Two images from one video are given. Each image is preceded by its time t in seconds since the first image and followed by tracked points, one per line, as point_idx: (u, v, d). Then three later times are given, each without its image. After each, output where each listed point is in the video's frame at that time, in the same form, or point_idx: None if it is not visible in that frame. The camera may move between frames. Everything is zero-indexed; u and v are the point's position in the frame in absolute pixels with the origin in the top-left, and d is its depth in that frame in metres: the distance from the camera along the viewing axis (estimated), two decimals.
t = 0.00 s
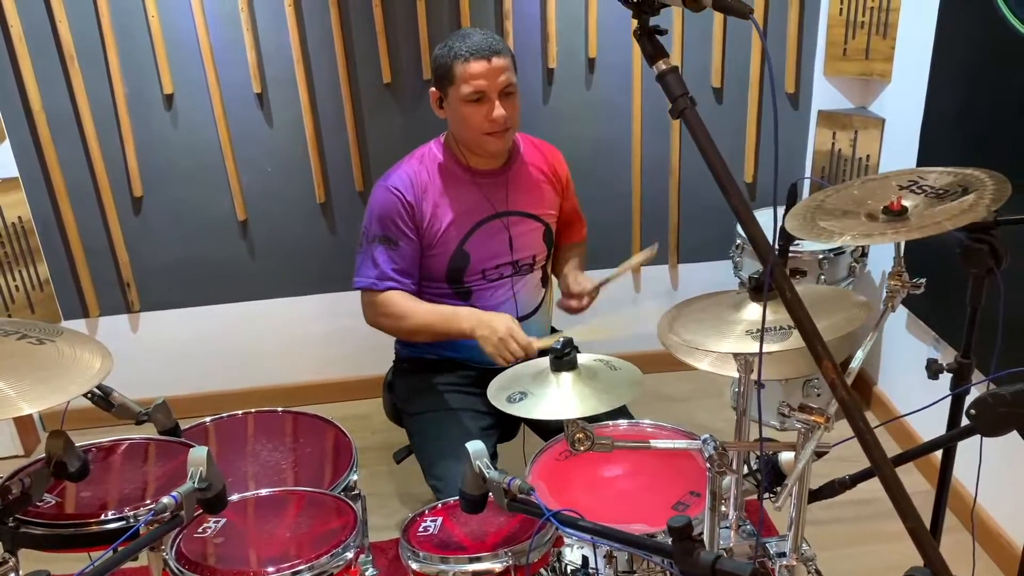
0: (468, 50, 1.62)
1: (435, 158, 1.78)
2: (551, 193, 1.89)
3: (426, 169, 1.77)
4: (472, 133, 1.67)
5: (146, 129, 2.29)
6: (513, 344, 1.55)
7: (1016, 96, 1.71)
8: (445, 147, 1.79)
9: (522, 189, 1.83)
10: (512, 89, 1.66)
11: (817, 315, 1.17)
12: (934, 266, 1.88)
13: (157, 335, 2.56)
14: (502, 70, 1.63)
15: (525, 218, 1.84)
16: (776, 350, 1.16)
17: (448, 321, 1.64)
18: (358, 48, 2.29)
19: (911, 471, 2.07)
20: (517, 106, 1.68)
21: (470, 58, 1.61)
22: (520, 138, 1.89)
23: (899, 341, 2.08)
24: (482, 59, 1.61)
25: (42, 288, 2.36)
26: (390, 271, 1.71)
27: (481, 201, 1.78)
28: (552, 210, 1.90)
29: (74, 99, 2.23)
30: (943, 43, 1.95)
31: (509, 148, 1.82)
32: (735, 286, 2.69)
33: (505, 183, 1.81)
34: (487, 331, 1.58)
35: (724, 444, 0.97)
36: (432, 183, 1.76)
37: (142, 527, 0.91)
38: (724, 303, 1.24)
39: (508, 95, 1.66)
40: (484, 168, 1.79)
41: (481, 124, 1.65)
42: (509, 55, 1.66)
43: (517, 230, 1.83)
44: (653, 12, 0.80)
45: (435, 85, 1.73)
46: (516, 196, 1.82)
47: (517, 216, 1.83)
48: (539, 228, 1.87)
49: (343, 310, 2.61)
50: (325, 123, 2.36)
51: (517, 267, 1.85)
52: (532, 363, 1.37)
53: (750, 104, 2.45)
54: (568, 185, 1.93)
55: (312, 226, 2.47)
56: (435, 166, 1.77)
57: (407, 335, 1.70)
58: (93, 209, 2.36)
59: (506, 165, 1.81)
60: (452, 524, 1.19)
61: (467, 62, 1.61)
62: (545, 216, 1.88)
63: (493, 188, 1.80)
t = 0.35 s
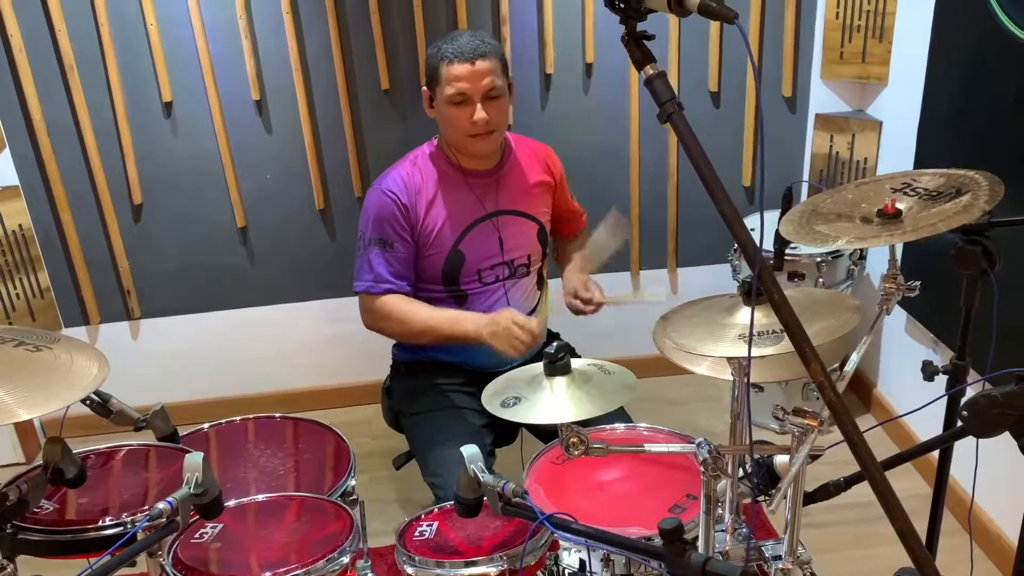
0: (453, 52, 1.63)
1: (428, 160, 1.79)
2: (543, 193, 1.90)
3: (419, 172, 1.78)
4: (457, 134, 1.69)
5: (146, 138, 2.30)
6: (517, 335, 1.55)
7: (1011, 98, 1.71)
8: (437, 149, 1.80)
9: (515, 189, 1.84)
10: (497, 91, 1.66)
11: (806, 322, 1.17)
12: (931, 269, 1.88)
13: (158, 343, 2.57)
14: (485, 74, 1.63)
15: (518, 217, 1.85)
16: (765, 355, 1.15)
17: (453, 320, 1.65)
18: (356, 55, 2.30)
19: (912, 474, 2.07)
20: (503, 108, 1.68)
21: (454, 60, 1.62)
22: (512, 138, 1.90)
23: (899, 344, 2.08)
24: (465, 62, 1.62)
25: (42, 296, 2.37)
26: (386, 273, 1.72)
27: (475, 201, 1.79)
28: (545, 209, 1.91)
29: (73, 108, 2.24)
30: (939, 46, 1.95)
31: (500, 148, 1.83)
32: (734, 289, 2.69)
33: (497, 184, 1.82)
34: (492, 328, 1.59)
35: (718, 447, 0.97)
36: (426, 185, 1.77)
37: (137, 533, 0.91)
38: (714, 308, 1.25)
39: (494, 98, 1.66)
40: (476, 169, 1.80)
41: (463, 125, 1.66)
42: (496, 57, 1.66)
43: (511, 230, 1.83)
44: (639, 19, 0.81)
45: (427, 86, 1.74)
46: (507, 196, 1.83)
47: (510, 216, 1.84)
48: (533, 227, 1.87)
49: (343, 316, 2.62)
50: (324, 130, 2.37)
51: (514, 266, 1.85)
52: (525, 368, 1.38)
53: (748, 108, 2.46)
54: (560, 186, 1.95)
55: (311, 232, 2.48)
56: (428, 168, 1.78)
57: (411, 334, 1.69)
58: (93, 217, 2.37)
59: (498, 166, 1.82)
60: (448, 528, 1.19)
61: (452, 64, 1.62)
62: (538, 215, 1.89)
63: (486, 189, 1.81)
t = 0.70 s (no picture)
0: (451, 64, 1.63)
1: (426, 170, 1.79)
2: (537, 202, 1.91)
3: (417, 182, 1.78)
4: (456, 146, 1.69)
5: (142, 145, 2.30)
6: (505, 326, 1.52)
7: (1004, 101, 1.72)
8: (434, 159, 1.80)
9: (512, 198, 1.85)
10: (495, 103, 1.67)
11: (800, 325, 1.17)
12: (926, 271, 1.88)
13: (154, 350, 2.57)
14: (484, 85, 1.64)
15: (515, 227, 1.86)
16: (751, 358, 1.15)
17: (438, 313, 1.61)
18: (352, 62, 2.31)
19: (909, 477, 2.06)
20: (501, 119, 1.69)
21: (453, 73, 1.62)
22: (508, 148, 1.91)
23: (895, 346, 2.09)
24: (464, 74, 1.62)
25: (39, 304, 2.37)
26: (384, 283, 1.71)
27: (472, 211, 1.80)
28: (539, 220, 1.92)
29: (70, 117, 2.25)
30: (932, 50, 1.96)
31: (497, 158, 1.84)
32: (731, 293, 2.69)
33: (493, 193, 1.82)
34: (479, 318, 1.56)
35: (710, 451, 0.97)
36: (423, 195, 1.77)
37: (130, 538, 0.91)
38: (705, 311, 1.26)
39: (492, 110, 1.66)
40: (472, 179, 1.81)
41: (462, 137, 1.67)
42: (494, 69, 1.67)
43: (508, 240, 1.85)
44: (624, 24, 0.82)
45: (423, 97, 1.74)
46: (504, 206, 1.84)
47: (508, 226, 1.85)
48: (528, 237, 1.89)
49: (340, 323, 2.62)
50: (320, 138, 2.37)
51: (510, 276, 1.87)
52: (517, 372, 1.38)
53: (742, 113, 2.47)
54: (554, 196, 1.96)
55: (307, 239, 2.48)
56: (426, 178, 1.79)
57: (397, 333, 1.67)
58: (90, 225, 2.37)
59: (494, 176, 1.83)
60: (441, 533, 1.19)
61: (449, 76, 1.63)
62: (534, 225, 1.90)
63: (483, 198, 1.81)
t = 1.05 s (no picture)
0: (441, 63, 1.63)
1: (415, 172, 1.80)
2: (531, 198, 1.91)
3: (406, 183, 1.79)
4: (447, 145, 1.70)
5: (139, 150, 2.31)
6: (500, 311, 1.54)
7: (998, 103, 1.72)
8: (424, 161, 1.81)
9: (503, 196, 1.85)
10: (486, 102, 1.67)
11: (790, 325, 1.18)
12: (921, 274, 1.89)
13: (152, 355, 2.57)
14: (475, 84, 1.64)
15: (508, 223, 1.86)
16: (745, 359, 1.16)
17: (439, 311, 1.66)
18: (348, 67, 2.31)
19: (907, 480, 2.07)
20: (492, 119, 1.70)
21: (443, 72, 1.62)
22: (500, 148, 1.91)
23: (892, 349, 2.09)
24: (455, 74, 1.63)
25: (36, 309, 2.37)
26: (378, 286, 1.72)
27: (464, 211, 1.81)
28: (533, 216, 1.92)
29: (67, 122, 2.25)
30: (927, 53, 1.97)
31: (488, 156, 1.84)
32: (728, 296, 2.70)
33: (485, 191, 1.83)
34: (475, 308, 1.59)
35: (703, 453, 0.97)
36: (413, 196, 1.78)
37: (125, 541, 0.92)
38: (699, 313, 1.27)
39: (483, 109, 1.67)
40: (463, 178, 1.81)
41: (454, 137, 1.67)
42: (484, 68, 1.67)
43: (501, 237, 1.85)
44: (616, 27, 0.83)
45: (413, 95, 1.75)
46: (495, 203, 1.84)
47: (500, 222, 1.85)
48: (523, 233, 1.88)
49: (337, 327, 2.62)
50: (317, 142, 2.38)
51: (506, 272, 1.85)
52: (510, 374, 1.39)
53: (738, 116, 2.48)
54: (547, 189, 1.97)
55: (304, 243, 2.48)
56: (415, 179, 1.80)
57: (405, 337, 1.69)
58: (87, 230, 2.37)
59: (485, 174, 1.84)
60: (436, 535, 1.20)
61: (441, 75, 1.63)
62: (527, 220, 1.89)
63: (473, 196, 1.82)
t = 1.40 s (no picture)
0: (437, 69, 1.64)
1: (414, 176, 1.81)
2: (531, 214, 1.89)
3: (404, 186, 1.80)
4: (444, 150, 1.70)
5: (137, 153, 2.31)
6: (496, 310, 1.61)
7: (992, 103, 1.73)
8: (424, 166, 1.82)
9: (502, 207, 1.85)
10: (483, 108, 1.67)
11: (783, 326, 1.18)
12: (916, 274, 1.89)
13: (150, 357, 2.57)
14: (470, 90, 1.65)
15: (505, 236, 1.85)
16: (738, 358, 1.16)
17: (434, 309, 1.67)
18: (345, 69, 2.32)
19: (903, 480, 2.07)
20: (489, 125, 1.70)
21: (439, 78, 1.63)
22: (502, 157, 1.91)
23: (888, 349, 2.09)
24: (450, 79, 1.64)
25: (34, 311, 2.37)
26: (370, 286, 1.74)
27: (460, 218, 1.81)
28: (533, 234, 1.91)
29: (64, 125, 2.26)
30: (922, 53, 1.97)
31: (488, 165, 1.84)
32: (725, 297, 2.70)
33: (484, 202, 1.83)
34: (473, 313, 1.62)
35: (697, 452, 0.97)
36: (410, 200, 1.79)
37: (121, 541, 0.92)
38: (692, 313, 1.27)
39: (480, 115, 1.67)
40: (461, 186, 1.82)
41: (450, 143, 1.68)
42: (481, 75, 1.68)
43: (498, 248, 1.84)
44: (607, 28, 0.83)
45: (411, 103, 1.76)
46: (494, 214, 1.84)
47: (499, 234, 1.85)
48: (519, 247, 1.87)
49: (335, 329, 2.62)
50: (314, 144, 2.38)
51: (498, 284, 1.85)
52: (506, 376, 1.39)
53: (734, 116, 2.48)
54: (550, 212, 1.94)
55: (302, 246, 2.49)
56: (414, 184, 1.80)
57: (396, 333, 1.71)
58: (85, 232, 2.37)
59: (484, 183, 1.83)
60: (432, 535, 1.20)
61: (436, 82, 1.64)
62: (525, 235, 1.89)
63: (472, 205, 1.82)
